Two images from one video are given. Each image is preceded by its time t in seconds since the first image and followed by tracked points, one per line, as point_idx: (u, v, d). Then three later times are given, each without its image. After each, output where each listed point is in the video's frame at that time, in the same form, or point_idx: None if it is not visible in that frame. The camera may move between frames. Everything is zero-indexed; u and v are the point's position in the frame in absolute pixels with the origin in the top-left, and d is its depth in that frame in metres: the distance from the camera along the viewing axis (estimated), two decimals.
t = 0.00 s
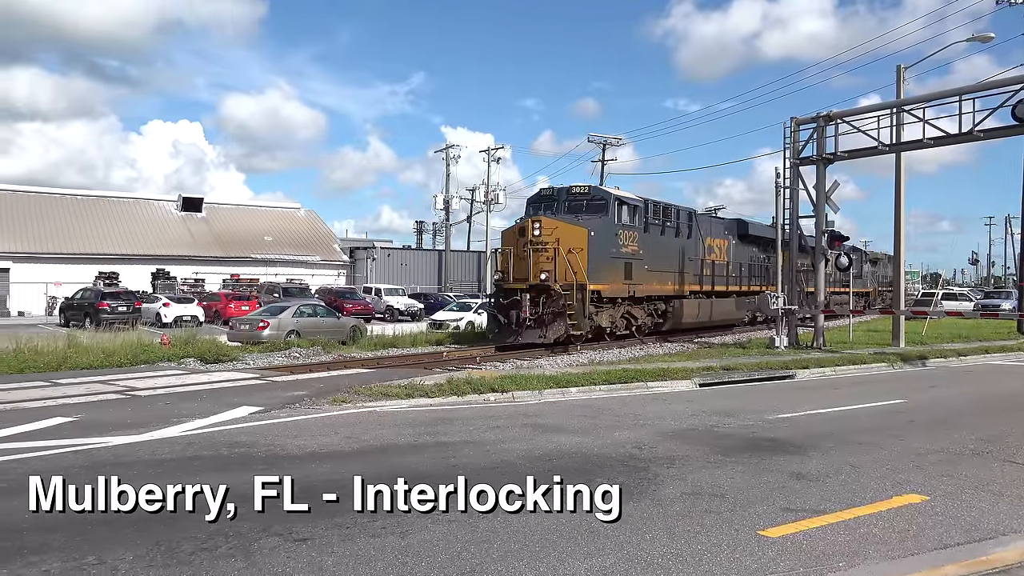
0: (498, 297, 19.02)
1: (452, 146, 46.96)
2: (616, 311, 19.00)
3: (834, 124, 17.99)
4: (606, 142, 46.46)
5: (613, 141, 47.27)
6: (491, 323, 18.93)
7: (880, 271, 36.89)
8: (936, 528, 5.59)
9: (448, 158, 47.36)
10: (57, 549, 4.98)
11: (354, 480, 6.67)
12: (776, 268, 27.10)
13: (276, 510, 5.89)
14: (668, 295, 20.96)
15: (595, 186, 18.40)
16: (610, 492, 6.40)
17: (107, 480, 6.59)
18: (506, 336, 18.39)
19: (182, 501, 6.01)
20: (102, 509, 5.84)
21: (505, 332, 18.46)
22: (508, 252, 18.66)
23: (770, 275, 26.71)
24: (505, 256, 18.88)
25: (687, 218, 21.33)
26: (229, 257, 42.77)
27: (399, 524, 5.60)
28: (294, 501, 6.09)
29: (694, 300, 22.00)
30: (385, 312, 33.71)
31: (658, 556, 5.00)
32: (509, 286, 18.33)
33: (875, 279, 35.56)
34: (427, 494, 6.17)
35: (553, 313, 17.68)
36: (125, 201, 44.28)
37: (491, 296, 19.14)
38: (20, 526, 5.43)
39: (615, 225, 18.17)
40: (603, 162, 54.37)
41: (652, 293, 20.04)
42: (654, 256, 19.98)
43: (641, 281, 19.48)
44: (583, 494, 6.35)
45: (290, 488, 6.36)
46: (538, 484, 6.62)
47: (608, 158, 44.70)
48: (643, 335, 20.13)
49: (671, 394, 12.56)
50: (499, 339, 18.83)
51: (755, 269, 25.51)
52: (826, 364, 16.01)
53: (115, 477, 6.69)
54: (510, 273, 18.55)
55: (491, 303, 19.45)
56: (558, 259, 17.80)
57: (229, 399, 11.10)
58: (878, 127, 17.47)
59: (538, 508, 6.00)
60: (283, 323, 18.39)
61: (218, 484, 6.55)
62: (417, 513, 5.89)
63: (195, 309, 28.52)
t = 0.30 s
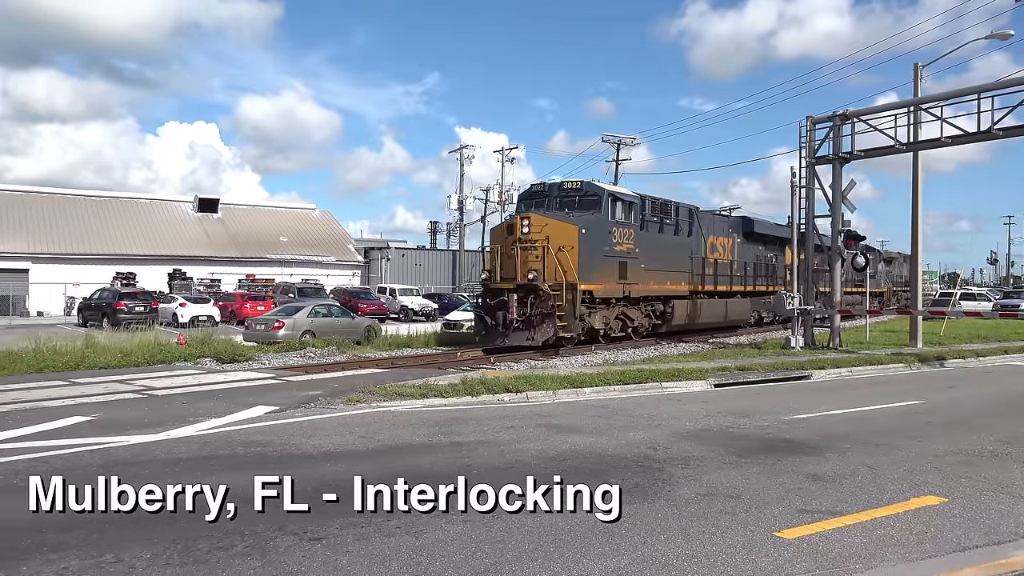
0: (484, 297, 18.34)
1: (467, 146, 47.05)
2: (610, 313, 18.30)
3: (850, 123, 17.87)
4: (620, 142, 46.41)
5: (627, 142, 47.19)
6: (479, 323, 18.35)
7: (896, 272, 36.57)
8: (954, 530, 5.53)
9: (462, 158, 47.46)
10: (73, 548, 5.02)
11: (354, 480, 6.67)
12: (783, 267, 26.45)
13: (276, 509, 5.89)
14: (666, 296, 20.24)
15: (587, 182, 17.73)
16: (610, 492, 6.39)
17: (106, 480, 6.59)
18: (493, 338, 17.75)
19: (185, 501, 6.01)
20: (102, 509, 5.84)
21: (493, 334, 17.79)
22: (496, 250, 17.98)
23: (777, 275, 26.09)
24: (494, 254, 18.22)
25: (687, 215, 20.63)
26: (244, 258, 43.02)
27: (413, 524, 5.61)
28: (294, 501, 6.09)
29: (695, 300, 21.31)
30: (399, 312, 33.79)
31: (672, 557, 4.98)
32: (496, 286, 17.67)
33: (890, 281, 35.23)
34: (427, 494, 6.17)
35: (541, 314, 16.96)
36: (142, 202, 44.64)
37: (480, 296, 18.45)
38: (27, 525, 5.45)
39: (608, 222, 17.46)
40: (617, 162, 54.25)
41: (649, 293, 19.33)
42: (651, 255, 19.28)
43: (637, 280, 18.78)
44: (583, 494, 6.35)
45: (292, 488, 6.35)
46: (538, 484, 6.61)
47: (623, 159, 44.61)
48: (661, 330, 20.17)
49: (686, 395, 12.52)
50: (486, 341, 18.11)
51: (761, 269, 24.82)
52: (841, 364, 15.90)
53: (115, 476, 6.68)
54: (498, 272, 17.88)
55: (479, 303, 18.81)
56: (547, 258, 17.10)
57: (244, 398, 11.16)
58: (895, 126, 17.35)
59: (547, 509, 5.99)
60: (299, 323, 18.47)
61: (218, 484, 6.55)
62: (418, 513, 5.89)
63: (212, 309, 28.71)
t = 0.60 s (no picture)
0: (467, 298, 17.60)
1: (478, 146, 47.10)
2: (599, 314, 17.56)
3: (863, 122, 17.76)
4: (631, 142, 46.37)
5: (638, 141, 47.10)
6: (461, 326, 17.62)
7: (908, 271, 36.35)
8: (969, 531, 5.49)
9: (473, 159, 47.50)
10: (88, 546, 5.05)
11: (353, 480, 6.68)
12: (787, 267, 25.75)
13: (276, 509, 5.90)
14: (660, 296, 19.55)
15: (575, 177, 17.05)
16: (610, 492, 6.40)
17: (107, 480, 6.60)
18: (475, 341, 17.00)
19: (191, 501, 6.02)
20: (102, 509, 5.85)
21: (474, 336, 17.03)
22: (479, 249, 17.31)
23: (781, 274, 25.38)
24: (478, 253, 17.58)
25: (683, 212, 19.93)
26: (256, 258, 43.21)
27: (424, 524, 5.61)
28: (294, 501, 6.10)
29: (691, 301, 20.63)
30: (410, 312, 33.85)
31: (685, 557, 4.97)
32: (478, 286, 16.97)
33: (902, 280, 34.98)
34: (427, 494, 6.17)
35: (525, 315, 16.18)
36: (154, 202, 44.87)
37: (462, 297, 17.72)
38: (32, 524, 5.46)
39: (596, 219, 16.71)
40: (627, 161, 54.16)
41: (641, 293, 18.58)
42: (644, 253, 18.55)
43: (629, 279, 18.03)
44: (584, 494, 6.35)
45: (297, 489, 6.37)
46: (538, 484, 6.61)
47: (633, 159, 44.53)
48: (676, 327, 20.00)
49: (698, 395, 12.49)
50: (468, 344, 17.35)
51: (763, 268, 24.12)
52: (855, 365, 15.82)
53: (115, 476, 6.69)
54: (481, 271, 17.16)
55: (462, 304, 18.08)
56: (531, 257, 16.44)
57: (257, 397, 11.23)
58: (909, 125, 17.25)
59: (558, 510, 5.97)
60: (310, 323, 18.52)
61: (218, 484, 6.56)
62: (417, 512, 5.89)
63: (224, 309, 28.84)
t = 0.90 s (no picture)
0: (447, 298, 16.81)
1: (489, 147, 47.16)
2: (586, 315, 16.82)
3: (876, 121, 17.65)
4: (642, 142, 46.33)
5: (650, 141, 47.04)
6: (439, 328, 16.89)
7: (921, 271, 36.14)
8: (985, 534, 5.45)
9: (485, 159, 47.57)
10: (102, 545, 5.09)
11: (354, 480, 6.68)
12: (790, 266, 24.99)
13: (276, 509, 5.90)
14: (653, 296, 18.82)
15: (561, 171, 16.35)
16: (610, 492, 6.38)
17: (107, 480, 6.59)
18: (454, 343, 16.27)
19: (198, 501, 6.04)
20: (102, 509, 5.85)
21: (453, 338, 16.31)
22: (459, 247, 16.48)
23: (783, 274, 24.61)
24: (459, 251, 16.75)
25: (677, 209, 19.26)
26: (268, 258, 43.40)
27: (436, 524, 5.61)
28: (294, 501, 6.10)
29: (686, 302, 19.86)
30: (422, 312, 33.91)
31: (696, 558, 4.95)
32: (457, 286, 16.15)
33: (914, 280, 34.69)
34: (427, 494, 6.17)
35: (504, 317, 15.36)
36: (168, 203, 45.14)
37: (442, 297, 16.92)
38: (38, 524, 5.48)
39: (582, 216, 16.06)
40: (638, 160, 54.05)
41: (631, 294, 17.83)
42: (634, 251, 17.86)
43: (618, 279, 17.34)
44: (584, 494, 6.34)
45: (301, 490, 6.37)
46: (538, 484, 6.60)
47: (644, 159, 44.46)
48: (687, 331, 20.03)
49: (710, 395, 12.44)
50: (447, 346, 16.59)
51: (764, 266, 23.45)
52: (868, 365, 15.73)
53: (115, 476, 6.69)
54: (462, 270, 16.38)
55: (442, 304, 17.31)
56: (512, 255, 15.61)
57: (269, 397, 11.29)
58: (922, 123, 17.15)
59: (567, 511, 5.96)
60: (322, 324, 18.57)
61: (218, 484, 6.56)
62: (417, 513, 5.89)
63: (236, 309, 28.97)
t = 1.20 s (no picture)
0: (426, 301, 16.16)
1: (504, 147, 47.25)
2: (575, 317, 16.10)
3: (894, 120, 17.51)
4: (658, 142, 46.25)
5: (665, 141, 46.95)
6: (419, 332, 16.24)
7: (939, 271, 35.88)
8: (1004, 536, 5.39)
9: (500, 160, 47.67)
10: (118, 543, 5.13)
11: (354, 480, 6.69)
12: (797, 266, 24.23)
13: (276, 509, 5.91)
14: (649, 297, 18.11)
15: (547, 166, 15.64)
16: (610, 492, 6.38)
17: (106, 480, 6.61)
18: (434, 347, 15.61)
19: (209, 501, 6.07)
20: (102, 509, 5.86)
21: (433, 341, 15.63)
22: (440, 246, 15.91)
23: (789, 274, 23.83)
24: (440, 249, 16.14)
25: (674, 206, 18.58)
26: (285, 259, 43.65)
27: (451, 524, 5.63)
28: (294, 501, 6.11)
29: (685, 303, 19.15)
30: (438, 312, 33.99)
31: (712, 560, 4.93)
32: (437, 287, 15.52)
33: (931, 280, 34.34)
34: (428, 494, 6.17)
35: (487, 318, 14.73)
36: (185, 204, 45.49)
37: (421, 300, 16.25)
38: (47, 523, 5.51)
39: (570, 213, 15.38)
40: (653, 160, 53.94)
41: (624, 295, 17.09)
42: (628, 251, 17.13)
43: (609, 279, 16.61)
44: (584, 494, 6.34)
45: (308, 491, 6.38)
46: (538, 484, 6.61)
47: (659, 159, 44.40)
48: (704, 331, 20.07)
49: (726, 397, 12.37)
50: (426, 350, 15.93)
51: (769, 266, 22.75)
52: (887, 366, 15.58)
53: (115, 476, 6.71)
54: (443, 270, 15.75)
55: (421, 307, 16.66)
56: (495, 255, 15.06)
57: (286, 397, 11.39)
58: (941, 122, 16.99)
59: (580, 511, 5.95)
60: (337, 324, 18.65)
61: (218, 484, 6.58)
62: (417, 513, 5.89)
63: (253, 310, 29.14)
